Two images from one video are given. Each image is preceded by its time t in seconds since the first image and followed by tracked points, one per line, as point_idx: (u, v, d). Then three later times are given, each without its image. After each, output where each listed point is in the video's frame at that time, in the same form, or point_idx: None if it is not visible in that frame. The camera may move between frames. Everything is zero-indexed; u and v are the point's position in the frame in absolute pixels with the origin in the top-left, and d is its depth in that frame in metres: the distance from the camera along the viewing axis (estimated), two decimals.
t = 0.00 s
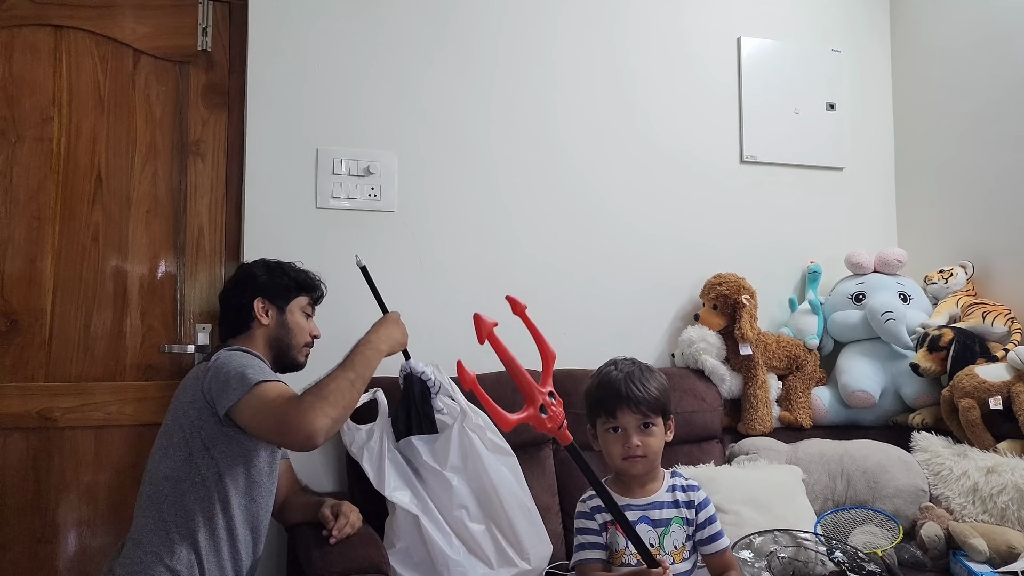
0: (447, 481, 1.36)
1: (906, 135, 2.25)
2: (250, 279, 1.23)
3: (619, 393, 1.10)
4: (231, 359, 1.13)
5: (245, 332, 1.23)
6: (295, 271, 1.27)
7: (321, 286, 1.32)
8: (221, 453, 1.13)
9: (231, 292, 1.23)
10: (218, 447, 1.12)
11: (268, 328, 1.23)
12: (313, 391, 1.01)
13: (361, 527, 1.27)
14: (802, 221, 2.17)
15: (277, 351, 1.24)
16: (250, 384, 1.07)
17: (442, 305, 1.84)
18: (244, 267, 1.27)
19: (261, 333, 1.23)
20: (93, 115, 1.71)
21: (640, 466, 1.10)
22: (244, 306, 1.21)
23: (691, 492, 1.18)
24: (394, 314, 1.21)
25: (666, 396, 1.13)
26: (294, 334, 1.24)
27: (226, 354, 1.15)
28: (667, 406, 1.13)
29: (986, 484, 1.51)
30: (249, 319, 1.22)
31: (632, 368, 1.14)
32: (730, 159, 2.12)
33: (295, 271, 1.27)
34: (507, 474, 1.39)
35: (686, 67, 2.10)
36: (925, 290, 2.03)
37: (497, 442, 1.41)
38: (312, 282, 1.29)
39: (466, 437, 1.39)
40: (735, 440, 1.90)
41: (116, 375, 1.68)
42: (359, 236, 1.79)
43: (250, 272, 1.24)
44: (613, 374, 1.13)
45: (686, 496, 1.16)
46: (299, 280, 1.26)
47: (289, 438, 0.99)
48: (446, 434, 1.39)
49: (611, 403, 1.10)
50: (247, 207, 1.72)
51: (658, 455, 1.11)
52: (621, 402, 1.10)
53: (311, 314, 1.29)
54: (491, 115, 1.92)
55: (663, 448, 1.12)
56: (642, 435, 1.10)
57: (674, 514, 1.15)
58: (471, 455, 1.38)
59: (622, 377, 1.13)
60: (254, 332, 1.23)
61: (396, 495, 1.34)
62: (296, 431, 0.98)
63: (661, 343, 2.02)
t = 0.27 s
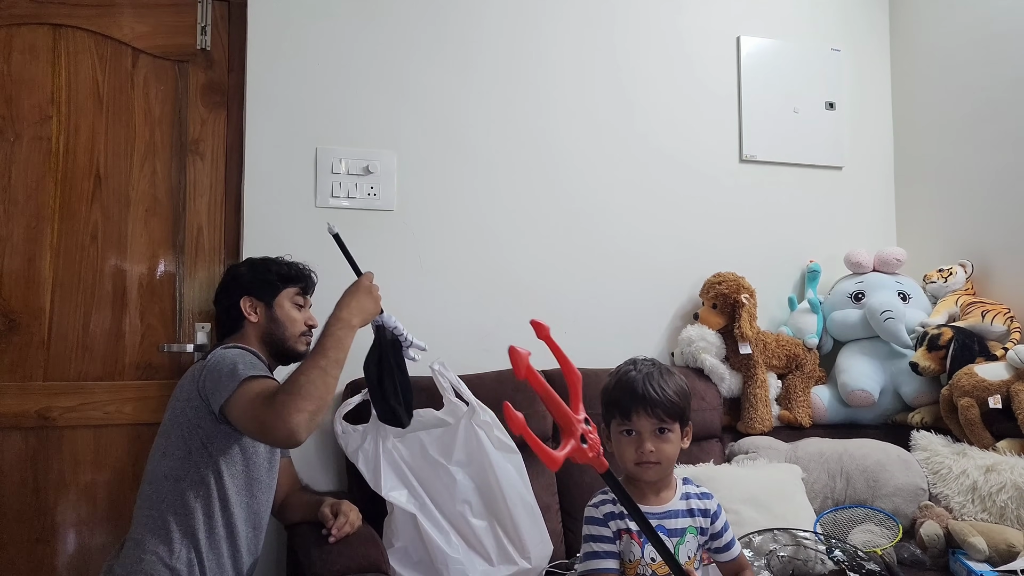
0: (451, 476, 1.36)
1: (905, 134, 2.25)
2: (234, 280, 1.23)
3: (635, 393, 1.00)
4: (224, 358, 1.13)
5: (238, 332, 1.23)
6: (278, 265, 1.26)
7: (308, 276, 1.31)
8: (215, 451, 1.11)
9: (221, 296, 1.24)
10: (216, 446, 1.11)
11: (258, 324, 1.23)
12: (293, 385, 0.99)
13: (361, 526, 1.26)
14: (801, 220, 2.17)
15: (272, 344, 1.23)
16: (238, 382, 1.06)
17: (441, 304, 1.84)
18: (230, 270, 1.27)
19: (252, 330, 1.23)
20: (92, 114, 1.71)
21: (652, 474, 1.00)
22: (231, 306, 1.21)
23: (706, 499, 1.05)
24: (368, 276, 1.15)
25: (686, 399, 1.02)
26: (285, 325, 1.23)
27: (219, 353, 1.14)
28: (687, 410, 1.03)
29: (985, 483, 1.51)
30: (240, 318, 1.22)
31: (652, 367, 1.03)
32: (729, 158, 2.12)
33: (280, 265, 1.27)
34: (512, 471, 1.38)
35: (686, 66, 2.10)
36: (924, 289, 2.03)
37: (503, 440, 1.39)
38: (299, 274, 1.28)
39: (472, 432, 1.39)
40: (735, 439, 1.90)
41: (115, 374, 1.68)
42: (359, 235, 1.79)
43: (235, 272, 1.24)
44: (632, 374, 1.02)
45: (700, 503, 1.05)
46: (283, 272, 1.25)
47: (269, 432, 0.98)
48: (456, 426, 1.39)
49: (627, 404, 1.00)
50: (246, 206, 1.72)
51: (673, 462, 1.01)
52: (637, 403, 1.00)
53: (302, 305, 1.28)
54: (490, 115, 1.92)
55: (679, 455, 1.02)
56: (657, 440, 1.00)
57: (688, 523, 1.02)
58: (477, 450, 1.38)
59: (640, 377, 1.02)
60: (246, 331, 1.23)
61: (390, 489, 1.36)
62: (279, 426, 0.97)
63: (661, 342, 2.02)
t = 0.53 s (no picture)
0: (439, 491, 1.36)
1: (905, 133, 2.25)
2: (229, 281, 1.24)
3: (671, 400, 0.95)
4: (215, 358, 1.12)
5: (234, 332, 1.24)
6: (268, 264, 1.24)
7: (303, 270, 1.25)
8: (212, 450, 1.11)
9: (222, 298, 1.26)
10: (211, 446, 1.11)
11: (250, 324, 1.22)
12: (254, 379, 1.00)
13: (360, 525, 1.26)
14: (801, 219, 2.16)
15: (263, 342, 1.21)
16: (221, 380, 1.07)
17: (441, 303, 1.84)
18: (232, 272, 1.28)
19: (247, 330, 1.23)
20: (91, 113, 1.70)
21: (683, 488, 0.95)
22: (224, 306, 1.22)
23: (734, 514, 1.01)
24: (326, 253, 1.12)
25: (723, 410, 0.97)
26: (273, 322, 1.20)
27: (211, 354, 1.14)
28: (722, 422, 0.98)
29: (985, 482, 1.51)
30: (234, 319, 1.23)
31: (689, 374, 0.98)
32: (729, 157, 2.12)
33: (273, 262, 1.25)
34: (498, 477, 1.39)
35: (686, 65, 2.10)
36: (924, 289, 2.03)
37: (484, 446, 1.41)
38: (291, 269, 1.24)
39: (450, 446, 1.40)
40: (735, 438, 1.89)
41: (115, 374, 1.68)
42: (358, 234, 1.79)
43: (231, 273, 1.25)
44: (666, 379, 0.98)
45: (731, 519, 1.00)
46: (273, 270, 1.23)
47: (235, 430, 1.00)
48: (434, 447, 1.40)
49: (661, 412, 0.95)
50: (246, 205, 1.72)
51: (706, 477, 0.96)
52: (672, 412, 0.94)
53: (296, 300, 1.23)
54: (490, 113, 1.92)
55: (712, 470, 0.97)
56: (690, 452, 0.95)
57: (719, 542, 0.98)
58: (459, 463, 1.39)
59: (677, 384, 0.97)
60: (241, 331, 1.23)
61: (399, 484, 1.36)
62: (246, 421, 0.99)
63: (661, 342, 2.02)
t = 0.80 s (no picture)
0: (440, 492, 1.36)
1: (905, 132, 2.25)
2: (224, 281, 1.21)
3: (697, 399, 0.91)
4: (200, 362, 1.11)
5: (233, 332, 1.22)
6: (260, 262, 1.20)
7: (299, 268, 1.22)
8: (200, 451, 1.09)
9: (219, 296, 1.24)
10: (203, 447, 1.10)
11: (248, 324, 1.20)
12: (230, 414, 0.98)
13: (360, 526, 1.26)
14: (801, 218, 2.17)
15: (263, 342, 1.19)
16: (197, 395, 1.04)
17: (441, 302, 1.84)
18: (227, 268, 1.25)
19: (246, 330, 1.21)
20: (90, 112, 1.70)
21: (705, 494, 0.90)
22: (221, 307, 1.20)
23: (749, 508, 0.99)
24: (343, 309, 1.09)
25: (749, 412, 0.93)
26: (272, 323, 1.18)
27: (199, 357, 1.13)
28: (748, 425, 0.93)
29: (985, 481, 1.51)
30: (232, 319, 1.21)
31: (715, 371, 0.94)
32: (729, 156, 2.12)
33: (267, 260, 1.21)
34: (496, 477, 1.41)
35: (686, 64, 2.10)
36: (924, 288, 2.03)
37: (481, 447, 1.43)
38: (285, 267, 1.21)
39: (448, 447, 1.41)
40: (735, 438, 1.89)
41: (114, 373, 1.68)
42: (358, 234, 1.79)
43: (226, 272, 1.22)
44: (689, 376, 0.93)
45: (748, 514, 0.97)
46: (266, 269, 1.19)
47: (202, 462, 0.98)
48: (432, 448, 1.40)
49: (687, 412, 0.90)
50: (246, 205, 1.72)
51: (729, 482, 0.91)
52: (697, 411, 0.90)
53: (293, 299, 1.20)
54: (491, 113, 1.92)
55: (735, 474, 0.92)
56: (714, 455, 0.90)
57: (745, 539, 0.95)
58: (457, 463, 1.39)
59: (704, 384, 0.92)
60: (240, 330, 1.21)
61: (399, 484, 1.36)
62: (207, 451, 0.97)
63: (661, 341, 2.02)
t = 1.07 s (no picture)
0: (440, 490, 1.35)
1: (905, 131, 2.25)
2: (223, 282, 1.20)
3: (715, 412, 0.85)
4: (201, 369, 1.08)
5: (232, 333, 1.21)
6: (260, 263, 1.19)
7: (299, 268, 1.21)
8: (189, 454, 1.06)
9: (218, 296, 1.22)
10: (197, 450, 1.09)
11: (248, 325, 1.19)
12: (250, 469, 0.98)
13: (359, 525, 1.26)
14: (801, 218, 2.17)
15: (264, 344, 1.19)
16: (199, 419, 1.01)
17: (441, 302, 1.84)
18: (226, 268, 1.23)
19: (246, 332, 1.20)
20: (90, 112, 1.70)
21: (709, 505, 0.86)
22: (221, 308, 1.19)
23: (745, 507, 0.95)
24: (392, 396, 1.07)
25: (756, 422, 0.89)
26: (273, 324, 1.18)
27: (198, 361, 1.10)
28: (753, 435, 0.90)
29: (984, 481, 1.51)
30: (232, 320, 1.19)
31: (727, 380, 0.89)
32: (728, 156, 2.12)
33: (267, 260, 1.20)
34: (496, 476, 1.41)
35: (686, 63, 2.10)
36: (924, 287, 2.03)
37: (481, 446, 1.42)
38: (285, 267, 1.19)
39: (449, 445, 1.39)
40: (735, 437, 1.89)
41: (114, 373, 1.68)
42: (357, 234, 1.79)
43: (224, 272, 1.20)
44: (703, 385, 0.87)
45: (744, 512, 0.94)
46: (265, 270, 1.18)
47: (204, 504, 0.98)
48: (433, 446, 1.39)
49: (703, 423, 0.84)
50: (246, 204, 1.72)
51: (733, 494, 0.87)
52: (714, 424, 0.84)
53: (294, 300, 1.20)
54: (491, 114, 1.92)
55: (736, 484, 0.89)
56: (724, 469, 0.85)
57: (745, 537, 0.91)
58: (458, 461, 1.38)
59: (718, 392, 0.87)
60: (240, 332, 1.20)
61: (399, 484, 1.38)
62: (214, 500, 0.97)
63: (660, 341, 2.02)
